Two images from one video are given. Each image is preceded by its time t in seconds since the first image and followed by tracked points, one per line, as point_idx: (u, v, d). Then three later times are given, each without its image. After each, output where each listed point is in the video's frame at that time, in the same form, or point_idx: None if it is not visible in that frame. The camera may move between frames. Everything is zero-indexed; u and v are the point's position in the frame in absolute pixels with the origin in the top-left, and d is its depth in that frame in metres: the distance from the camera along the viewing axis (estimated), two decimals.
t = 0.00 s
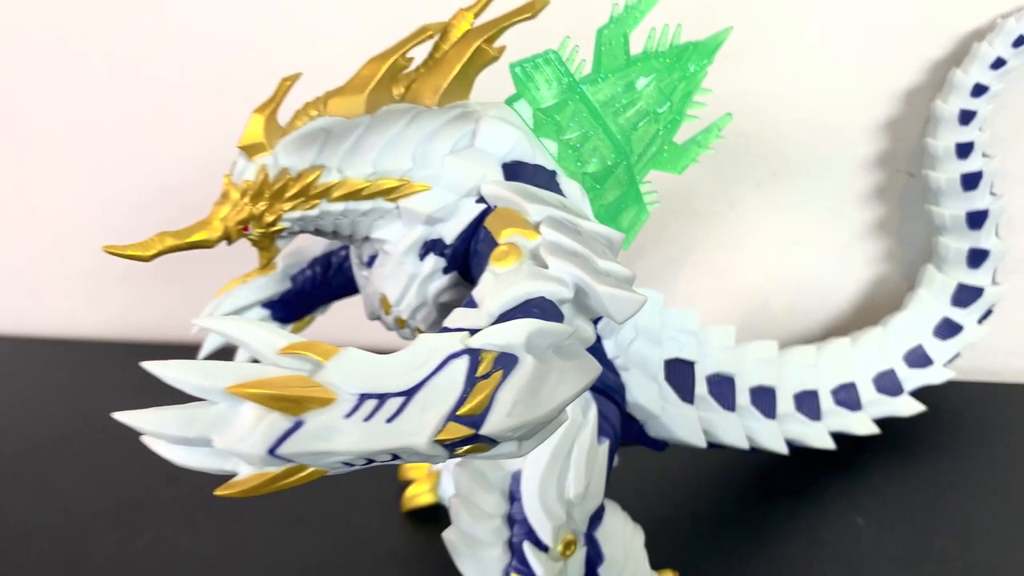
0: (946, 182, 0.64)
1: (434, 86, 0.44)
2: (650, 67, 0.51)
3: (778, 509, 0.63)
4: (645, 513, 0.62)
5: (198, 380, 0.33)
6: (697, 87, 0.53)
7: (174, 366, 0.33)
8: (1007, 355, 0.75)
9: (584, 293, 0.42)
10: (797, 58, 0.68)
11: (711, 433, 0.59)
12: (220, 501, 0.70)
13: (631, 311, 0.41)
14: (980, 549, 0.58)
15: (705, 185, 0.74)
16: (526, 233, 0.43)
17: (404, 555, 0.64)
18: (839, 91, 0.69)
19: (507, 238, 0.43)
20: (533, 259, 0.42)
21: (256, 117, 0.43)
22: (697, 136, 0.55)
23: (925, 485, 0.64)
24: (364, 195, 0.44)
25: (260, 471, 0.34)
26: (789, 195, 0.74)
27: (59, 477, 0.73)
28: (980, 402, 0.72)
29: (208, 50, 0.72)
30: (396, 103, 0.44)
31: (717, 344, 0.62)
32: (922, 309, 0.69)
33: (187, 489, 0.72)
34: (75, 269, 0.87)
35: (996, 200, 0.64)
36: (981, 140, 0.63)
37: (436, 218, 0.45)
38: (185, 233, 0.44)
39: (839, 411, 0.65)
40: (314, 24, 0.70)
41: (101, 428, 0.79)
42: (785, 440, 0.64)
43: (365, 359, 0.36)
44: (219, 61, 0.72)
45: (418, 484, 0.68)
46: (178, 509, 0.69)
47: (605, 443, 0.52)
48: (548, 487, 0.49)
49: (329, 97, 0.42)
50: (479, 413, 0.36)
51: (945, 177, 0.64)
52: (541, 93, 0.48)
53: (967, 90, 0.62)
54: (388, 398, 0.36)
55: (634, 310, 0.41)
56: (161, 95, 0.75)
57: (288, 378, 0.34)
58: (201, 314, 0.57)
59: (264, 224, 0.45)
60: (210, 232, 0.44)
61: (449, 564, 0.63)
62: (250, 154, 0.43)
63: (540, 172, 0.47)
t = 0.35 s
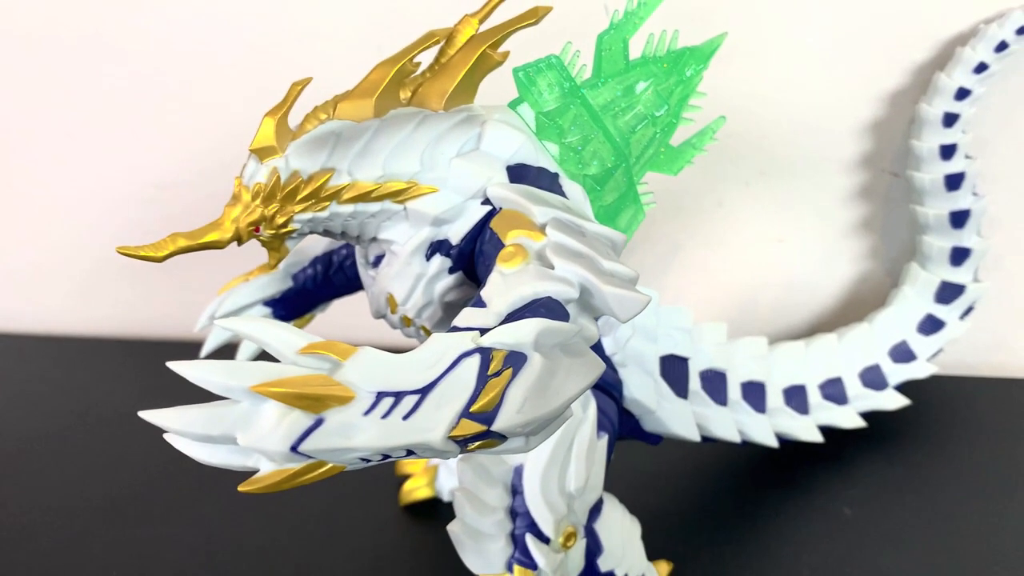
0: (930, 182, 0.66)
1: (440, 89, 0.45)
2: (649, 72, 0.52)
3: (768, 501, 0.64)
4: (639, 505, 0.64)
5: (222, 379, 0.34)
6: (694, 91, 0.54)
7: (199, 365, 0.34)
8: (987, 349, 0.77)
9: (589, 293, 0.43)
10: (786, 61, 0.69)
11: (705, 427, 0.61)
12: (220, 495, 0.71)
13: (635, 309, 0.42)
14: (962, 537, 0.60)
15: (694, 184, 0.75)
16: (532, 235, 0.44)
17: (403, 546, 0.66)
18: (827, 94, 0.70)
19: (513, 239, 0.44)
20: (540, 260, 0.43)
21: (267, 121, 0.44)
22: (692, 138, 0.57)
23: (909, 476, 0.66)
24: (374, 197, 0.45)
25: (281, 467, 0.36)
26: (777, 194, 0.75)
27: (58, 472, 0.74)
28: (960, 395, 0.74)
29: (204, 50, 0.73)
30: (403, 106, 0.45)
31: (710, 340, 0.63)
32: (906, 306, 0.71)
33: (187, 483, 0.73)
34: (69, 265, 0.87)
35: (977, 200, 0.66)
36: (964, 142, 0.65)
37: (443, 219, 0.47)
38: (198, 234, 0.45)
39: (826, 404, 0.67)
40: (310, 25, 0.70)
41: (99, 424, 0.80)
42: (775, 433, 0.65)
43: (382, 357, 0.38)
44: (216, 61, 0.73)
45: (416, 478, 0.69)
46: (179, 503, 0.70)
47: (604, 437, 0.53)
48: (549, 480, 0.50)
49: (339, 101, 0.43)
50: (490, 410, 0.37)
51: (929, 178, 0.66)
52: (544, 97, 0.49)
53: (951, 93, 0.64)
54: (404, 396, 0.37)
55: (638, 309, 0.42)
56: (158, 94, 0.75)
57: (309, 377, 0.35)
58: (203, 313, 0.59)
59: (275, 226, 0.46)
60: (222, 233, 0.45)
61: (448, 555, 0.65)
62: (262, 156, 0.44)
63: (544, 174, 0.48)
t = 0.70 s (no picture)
0: (907, 183, 0.68)
1: (435, 93, 0.46)
2: (637, 76, 0.53)
3: (751, 494, 0.66)
4: (625, 500, 0.66)
5: (232, 380, 0.35)
6: (680, 95, 0.55)
7: (209, 367, 0.35)
8: (958, 345, 0.79)
9: (584, 293, 0.44)
10: (767, 64, 0.71)
11: (689, 422, 0.62)
12: (210, 493, 0.72)
13: (630, 308, 0.43)
14: (937, 527, 0.62)
15: (676, 183, 0.77)
16: (528, 236, 0.45)
17: (393, 541, 0.67)
18: (806, 96, 0.72)
19: (509, 240, 0.45)
20: (535, 262, 0.44)
21: (266, 124, 0.45)
22: (678, 140, 0.58)
23: (885, 468, 0.68)
24: (371, 199, 0.46)
25: (289, 465, 0.36)
26: (757, 194, 0.77)
27: (45, 472, 0.74)
28: (933, 389, 0.76)
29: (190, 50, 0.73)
30: (398, 109, 0.46)
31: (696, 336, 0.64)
32: (883, 302, 0.73)
33: (175, 481, 0.73)
34: (51, 263, 0.87)
35: (951, 200, 0.68)
36: (939, 143, 0.67)
37: (439, 220, 0.47)
38: (197, 236, 0.46)
39: (805, 400, 0.69)
40: (296, 26, 0.71)
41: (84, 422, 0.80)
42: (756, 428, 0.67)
43: (384, 357, 0.38)
44: (202, 61, 0.73)
45: (404, 475, 0.70)
46: (168, 500, 0.71)
47: (594, 433, 0.54)
48: (542, 476, 0.51)
49: (335, 105, 0.44)
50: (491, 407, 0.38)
51: (906, 178, 0.68)
52: (536, 100, 0.50)
53: (927, 96, 0.66)
54: (407, 395, 0.37)
55: (632, 309, 0.43)
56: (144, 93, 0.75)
57: (317, 377, 0.36)
58: (196, 312, 0.59)
59: (273, 227, 0.46)
60: (220, 235, 0.46)
61: (438, 549, 0.66)
62: (260, 159, 0.45)
63: (538, 176, 0.49)
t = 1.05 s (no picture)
0: (877, 183, 0.69)
1: (423, 97, 0.46)
2: (620, 79, 0.54)
3: (729, 489, 0.68)
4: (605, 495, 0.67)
5: (231, 381, 0.35)
6: (661, 97, 0.56)
7: (209, 369, 0.35)
8: (926, 341, 0.82)
9: (572, 293, 0.45)
10: (741, 66, 0.72)
11: (669, 418, 0.64)
12: (192, 493, 0.72)
13: (619, 307, 0.44)
14: (908, 519, 0.64)
15: (652, 183, 0.78)
16: (517, 237, 0.45)
17: (377, 539, 0.67)
18: (781, 97, 0.73)
19: (498, 241, 0.45)
20: (525, 262, 0.45)
21: (256, 127, 0.46)
22: (659, 142, 0.59)
23: (857, 461, 0.70)
24: (361, 201, 0.46)
25: (288, 465, 0.37)
26: (731, 194, 0.79)
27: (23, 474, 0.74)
28: (902, 383, 0.79)
29: (167, 50, 0.72)
30: (387, 112, 0.46)
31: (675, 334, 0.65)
32: (854, 299, 0.75)
33: (156, 482, 0.73)
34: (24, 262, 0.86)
35: (920, 199, 0.70)
36: (909, 144, 0.68)
37: (428, 222, 0.48)
38: (187, 238, 0.46)
39: (779, 395, 0.71)
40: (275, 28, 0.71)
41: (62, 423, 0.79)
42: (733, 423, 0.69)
43: (380, 357, 0.39)
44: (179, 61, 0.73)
45: (387, 473, 0.71)
46: (149, 501, 0.71)
47: (579, 430, 0.55)
48: (529, 472, 0.52)
49: (325, 106, 0.45)
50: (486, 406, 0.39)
51: (876, 178, 0.69)
52: (521, 103, 0.51)
53: (896, 98, 0.67)
54: (404, 395, 0.38)
55: (620, 308, 0.44)
56: (120, 93, 0.75)
57: (316, 377, 0.37)
58: (179, 313, 0.59)
59: (264, 229, 0.46)
60: (211, 237, 0.46)
61: (421, 547, 0.66)
62: (251, 161, 0.45)
63: (524, 178, 0.49)
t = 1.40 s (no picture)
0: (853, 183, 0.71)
1: (417, 102, 0.47)
2: (606, 84, 0.55)
3: (711, 485, 0.69)
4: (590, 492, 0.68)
5: (241, 386, 0.35)
6: (647, 101, 0.57)
7: (219, 374, 0.36)
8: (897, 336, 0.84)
9: (568, 294, 0.45)
10: (719, 68, 0.73)
11: (655, 415, 0.65)
12: (178, 495, 0.71)
13: (614, 308, 0.45)
14: (884, 511, 0.66)
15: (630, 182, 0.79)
16: (512, 239, 0.46)
17: (364, 538, 0.68)
18: (758, 98, 0.75)
19: (494, 243, 0.46)
20: (521, 264, 0.45)
21: (252, 131, 0.46)
22: (643, 144, 0.60)
23: (835, 455, 0.72)
24: (357, 204, 0.47)
25: (295, 469, 0.37)
26: (708, 193, 0.80)
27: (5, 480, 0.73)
28: (876, 378, 0.81)
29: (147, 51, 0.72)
30: (381, 116, 0.46)
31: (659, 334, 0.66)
32: (829, 297, 0.76)
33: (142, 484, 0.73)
34: None
35: (894, 199, 0.72)
36: (883, 145, 0.70)
37: (423, 225, 0.49)
38: (183, 242, 0.46)
39: (758, 392, 0.72)
40: (255, 30, 0.70)
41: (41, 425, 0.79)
42: (715, 420, 0.70)
43: (384, 361, 0.39)
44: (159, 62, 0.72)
45: (372, 474, 0.71)
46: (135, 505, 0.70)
47: (568, 429, 0.57)
48: (521, 472, 0.53)
49: (320, 111, 0.45)
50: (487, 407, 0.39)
51: (851, 178, 0.71)
52: (512, 107, 0.52)
53: (871, 100, 0.69)
54: (408, 397, 0.38)
55: (616, 309, 0.45)
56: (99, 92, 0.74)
57: (324, 381, 0.37)
58: (167, 316, 0.59)
59: (261, 233, 0.47)
60: (206, 241, 0.46)
61: (408, 547, 0.67)
62: (247, 165, 0.45)
63: (516, 181, 0.50)
